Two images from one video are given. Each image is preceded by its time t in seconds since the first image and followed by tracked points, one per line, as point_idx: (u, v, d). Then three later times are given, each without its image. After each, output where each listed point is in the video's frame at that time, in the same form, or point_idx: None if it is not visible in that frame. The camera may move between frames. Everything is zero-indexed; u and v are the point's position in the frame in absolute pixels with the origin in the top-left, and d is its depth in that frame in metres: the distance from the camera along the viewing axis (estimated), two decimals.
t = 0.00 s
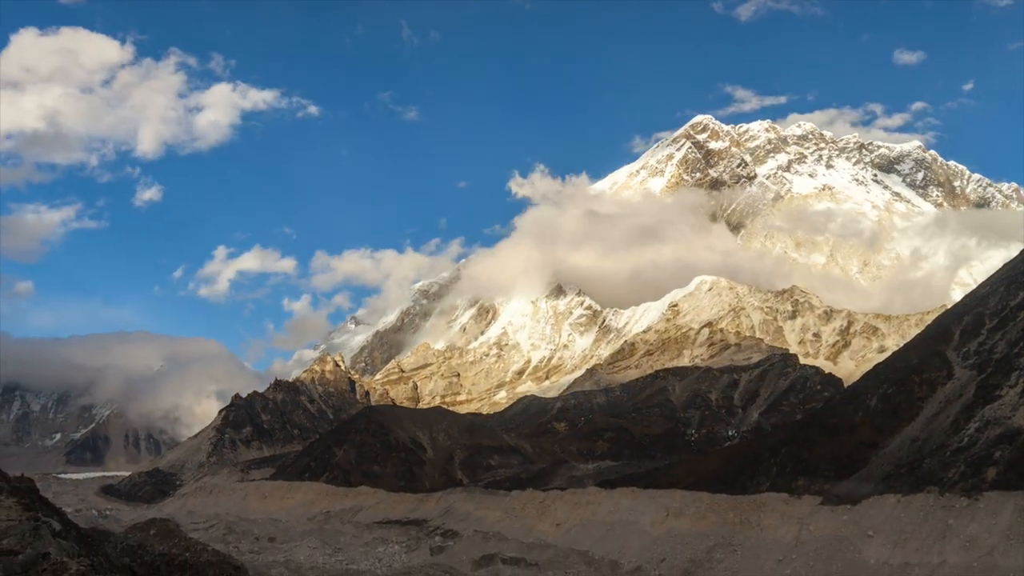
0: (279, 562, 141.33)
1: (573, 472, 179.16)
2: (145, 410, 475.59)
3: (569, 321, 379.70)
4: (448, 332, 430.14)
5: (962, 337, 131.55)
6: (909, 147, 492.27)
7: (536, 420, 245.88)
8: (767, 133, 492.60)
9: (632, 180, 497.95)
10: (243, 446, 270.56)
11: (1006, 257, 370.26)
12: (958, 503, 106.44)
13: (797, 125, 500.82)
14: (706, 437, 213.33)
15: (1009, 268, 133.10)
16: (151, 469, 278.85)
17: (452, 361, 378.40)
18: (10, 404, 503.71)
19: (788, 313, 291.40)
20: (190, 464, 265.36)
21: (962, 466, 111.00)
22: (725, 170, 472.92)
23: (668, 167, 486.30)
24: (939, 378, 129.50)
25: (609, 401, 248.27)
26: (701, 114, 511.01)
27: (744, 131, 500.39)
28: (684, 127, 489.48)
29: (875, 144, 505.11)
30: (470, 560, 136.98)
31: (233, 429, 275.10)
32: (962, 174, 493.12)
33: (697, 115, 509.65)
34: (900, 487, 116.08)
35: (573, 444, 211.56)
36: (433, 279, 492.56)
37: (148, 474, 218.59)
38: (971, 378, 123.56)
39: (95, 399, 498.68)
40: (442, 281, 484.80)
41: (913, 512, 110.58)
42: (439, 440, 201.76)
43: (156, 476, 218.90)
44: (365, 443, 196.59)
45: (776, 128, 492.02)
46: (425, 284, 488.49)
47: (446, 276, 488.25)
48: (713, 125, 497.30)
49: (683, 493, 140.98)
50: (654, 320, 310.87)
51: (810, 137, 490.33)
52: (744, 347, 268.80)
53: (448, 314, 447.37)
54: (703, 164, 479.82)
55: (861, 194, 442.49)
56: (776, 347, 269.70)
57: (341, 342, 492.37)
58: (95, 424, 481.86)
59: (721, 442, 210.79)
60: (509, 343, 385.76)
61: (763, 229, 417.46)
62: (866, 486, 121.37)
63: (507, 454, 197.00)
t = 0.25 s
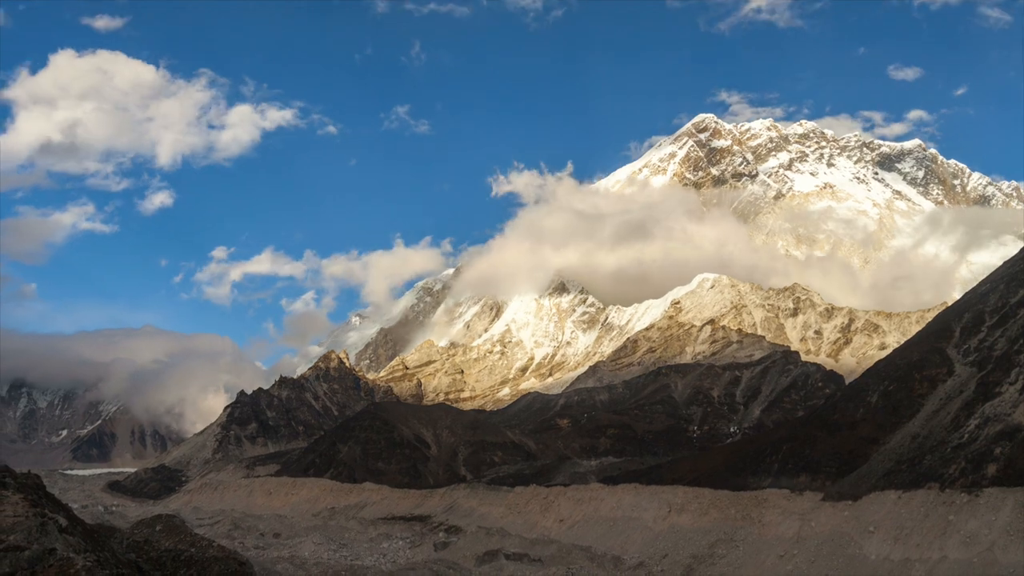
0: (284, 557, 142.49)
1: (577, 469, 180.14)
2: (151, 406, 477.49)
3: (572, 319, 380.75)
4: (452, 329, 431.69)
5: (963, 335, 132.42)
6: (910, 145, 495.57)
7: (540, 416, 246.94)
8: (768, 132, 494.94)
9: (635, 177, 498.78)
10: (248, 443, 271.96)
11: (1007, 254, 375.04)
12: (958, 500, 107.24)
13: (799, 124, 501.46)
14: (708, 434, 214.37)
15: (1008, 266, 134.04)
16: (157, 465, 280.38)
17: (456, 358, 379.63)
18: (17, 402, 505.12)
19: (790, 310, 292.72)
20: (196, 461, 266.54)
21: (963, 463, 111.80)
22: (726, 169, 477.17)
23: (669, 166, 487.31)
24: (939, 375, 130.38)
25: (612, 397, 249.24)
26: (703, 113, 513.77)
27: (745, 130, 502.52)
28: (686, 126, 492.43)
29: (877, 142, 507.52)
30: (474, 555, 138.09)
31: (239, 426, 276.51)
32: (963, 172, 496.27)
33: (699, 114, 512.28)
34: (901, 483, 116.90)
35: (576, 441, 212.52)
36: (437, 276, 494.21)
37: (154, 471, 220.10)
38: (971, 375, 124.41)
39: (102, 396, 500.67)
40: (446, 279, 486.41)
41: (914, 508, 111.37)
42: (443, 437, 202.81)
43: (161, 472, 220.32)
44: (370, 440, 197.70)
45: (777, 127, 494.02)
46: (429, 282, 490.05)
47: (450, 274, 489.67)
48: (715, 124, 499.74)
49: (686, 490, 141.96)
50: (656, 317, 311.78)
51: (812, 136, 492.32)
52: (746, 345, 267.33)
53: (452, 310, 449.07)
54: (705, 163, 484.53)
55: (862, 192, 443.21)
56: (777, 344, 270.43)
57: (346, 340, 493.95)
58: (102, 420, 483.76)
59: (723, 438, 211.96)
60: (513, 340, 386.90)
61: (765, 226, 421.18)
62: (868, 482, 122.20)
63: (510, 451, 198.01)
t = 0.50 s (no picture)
0: (289, 553, 143.59)
1: (580, 465, 181.24)
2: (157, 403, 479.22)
3: (575, 316, 381.81)
4: (456, 326, 433.15)
5: (963, 332, 133.29)
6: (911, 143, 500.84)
7: (543, 412, 248.04)
8: (770, 130, 496.61)
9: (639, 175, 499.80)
10: (253, 439, 273.24)
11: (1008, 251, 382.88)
12: (959, 496, 108.06)
13: (800, 123, 501.06)
14: (710, 430, 215.57)
15: (1008, 264, 134.96)
16: (163, 461, 281.77)
17: (460, 355, 380.69)
18: (24, 398, 506.09)
19: (791, 308, 294.27)
20: (202, 457, 267.75)
21: (963, 459, 112.60)
22: (729, 166, 479.71)
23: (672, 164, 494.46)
24: (940, 372, 131.26)
25: (615, 394, 250.22)
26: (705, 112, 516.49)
27: (747, 129, 503.87)
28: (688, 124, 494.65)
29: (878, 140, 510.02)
30: (478, 551, 139.11)
31: (244, 423, 277.75)
32: (963, 171, 501.73)
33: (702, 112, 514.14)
34: (902, 479, 117.65)
35: (578, 437, 213.61)
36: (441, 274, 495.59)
37: (160, 467, 221.46)
38: (972, 372, 125.25)
39: (108, 392, 502.33)
40: (450, 276, 487.72)
41: (915, 505, 112.13)
42: (447, 433, 203.86)
43: (167, 468, 221.59)
44: (374, 436, 198.80)
45: (779, 125, 493.90)
46: (433, 279, 491.34)
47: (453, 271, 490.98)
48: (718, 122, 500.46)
49: (688, 486, 142.89)
50: (659, 315, 312.85)
51: (813, 134, 492.72)
52: (748, 342, 266.93)
53: (456, 308, 450.55)
54: (707, 161, 487.51)
55: (863, 191, 455.46)
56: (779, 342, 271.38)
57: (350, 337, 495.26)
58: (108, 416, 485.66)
59: (725, 435, 213.14)
60: (516, 337, 387.94)
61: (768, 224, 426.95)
62: (869, 478, 122.95)
63: (514, 447, 199.08)
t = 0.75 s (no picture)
0: (294, 549, 144.74)
1: (582, 461, 182.31)
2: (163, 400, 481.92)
3: (578, 313, 382.81)
4: (459, 323, 434.53)
5: (963, 329, 134.07)
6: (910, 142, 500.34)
7: (546, 409, 248.99)
8: (772, 129, 498.28)
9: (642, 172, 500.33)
10: (259, 435, 274.56)
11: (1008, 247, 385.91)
12: (959, 492, 108.94)
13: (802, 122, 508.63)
14: (712, 427, 216.50)
15: (1008, 262, 135.74)
16: (169, 458, 283.36)
17: (463, 352, 381.67)
18: (31, 395, 506.24)
19: (793, 305, 295.40)
20: (207, 454, 269.07)
21: (963, 455, 113.50)
22: (730, 165, 484.11)
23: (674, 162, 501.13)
24: (941, 368, 132.07)
25: (617, 391, 251.11)
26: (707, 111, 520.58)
27: (749, 127, 502.71)
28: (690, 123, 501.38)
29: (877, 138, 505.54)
30: (482, 547, 140.30)
31: (250, 419, 279.13)
32: (964, 169, 501.51)
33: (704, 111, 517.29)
34: (903, 475, 118.55)
35: (582, 434, 214.47)
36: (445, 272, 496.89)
37: (166, 463, 222.96)
38: (972, 370, 126.06)
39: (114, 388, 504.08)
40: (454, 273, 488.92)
41: (916, 500, 113.03)
42: (451, 430, 204.84)
43: (173, 464, 223.12)
44: (378, 433, 199.97)
45: (780, 124, 498.49)
46: (437, 277, 492.58)
47: (457, 269, 492.10)
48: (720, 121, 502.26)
49: (690, 482, 143.99)
50: (662, 312, 313.75)
51: (815, 133, 501.02)
52: (750, 339, 266.67)
53: (460, 305, 452.13)
54: (709, 159, 492.64)
55: (863, 188, 465.74)
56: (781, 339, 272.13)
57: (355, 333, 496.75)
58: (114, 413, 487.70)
59: (726, 431, 214.03)
60: (519, 334, 388.79)
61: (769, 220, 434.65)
62: (870, 474, 123.86)
63: (517, 444, 200.09)
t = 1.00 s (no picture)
0: (298, 545, 145.75)
1: (585, 458, 183.16)
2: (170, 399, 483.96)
3: (580, 311, 384.08)
4: (462, 321, 435.75)
5: (964, 326, 134.85)
6: (911, 140, 506.43)
7: (549, 407, 249.93)
8: (773, 127, 499.87)
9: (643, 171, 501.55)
10: (263, 433, 275.80)
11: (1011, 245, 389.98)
12: (959, 489, 109.76)
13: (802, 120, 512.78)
14: (714, 424, 217.62)
15: (1008, 260, 136.57)
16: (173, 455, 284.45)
17: (466, 350, 382.50)
18: (36, 392, 506.17)
19: (794, 303, 296.45)
20: (212, 451, 270.16)
21: (964, 452, 114.27)
22: (732, 163, 485.64)
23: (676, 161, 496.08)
24: (941, 366, 132.82)
25: (620, 388, 251.91)
26: (707, 110, 519.44)
27: (750, 126, 502.87)
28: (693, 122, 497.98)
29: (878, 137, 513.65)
30: (485, 544, 141.21)
31: (254, 417, 280.30)
32: (963, 167, 506.05)
33: (705, 110, 517.45)
34: (903, 472, 119.30)
35: (584, 431, 215.51)
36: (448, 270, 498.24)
37: (171, 460, 224.17)
38: (972, 367, 126.81)
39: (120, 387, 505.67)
40: (456, 271, 490.04)
41: (917, 497, 113.73)
42: (454, 427, 205.79)
43: (177, 461, 224.16)
44: (382, 430, 200.94)
45: (782, 123, 499.26)
46: (440, 275, 493.85)
47: (460, 267, 493.27)
48: (722, 120, 502.37)
49: (692, 479, 144.84)
50: (664, 310, 314.65)
51: (816, 132, 504.07)
52: (752, 336, 267.63)
53: (463, 303, 453.43)
54: (711, 158, 490.48)
55: (864, 187, 473.42)
56: (783, 336, 273.00)
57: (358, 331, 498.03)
58: (119, 410, 489.47)
59: (728, 428, 215.16)
60: (522, 331, 389.59)
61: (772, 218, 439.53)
62: (871, 471, 124.59)
63: (520, 441, 201.10)
